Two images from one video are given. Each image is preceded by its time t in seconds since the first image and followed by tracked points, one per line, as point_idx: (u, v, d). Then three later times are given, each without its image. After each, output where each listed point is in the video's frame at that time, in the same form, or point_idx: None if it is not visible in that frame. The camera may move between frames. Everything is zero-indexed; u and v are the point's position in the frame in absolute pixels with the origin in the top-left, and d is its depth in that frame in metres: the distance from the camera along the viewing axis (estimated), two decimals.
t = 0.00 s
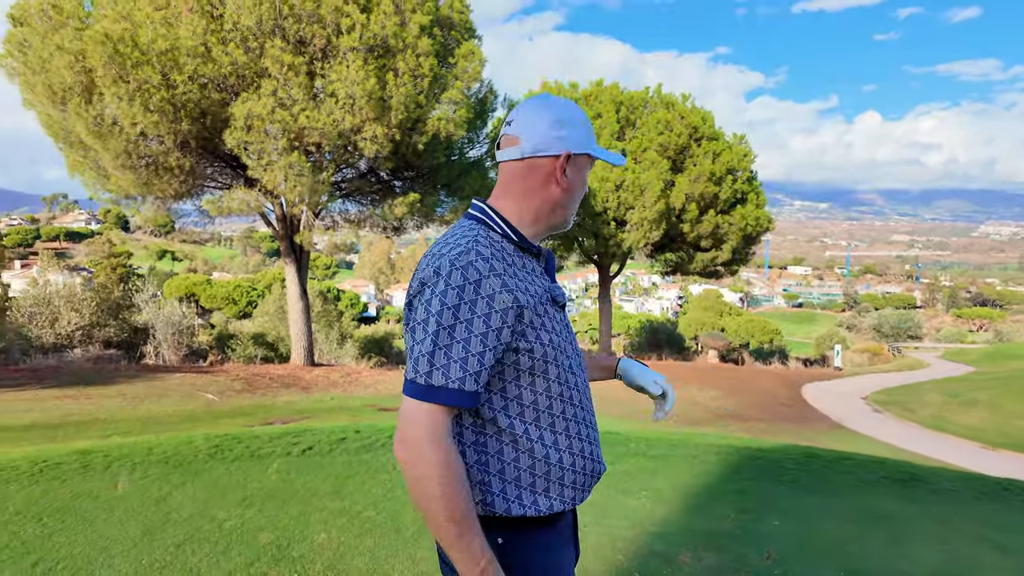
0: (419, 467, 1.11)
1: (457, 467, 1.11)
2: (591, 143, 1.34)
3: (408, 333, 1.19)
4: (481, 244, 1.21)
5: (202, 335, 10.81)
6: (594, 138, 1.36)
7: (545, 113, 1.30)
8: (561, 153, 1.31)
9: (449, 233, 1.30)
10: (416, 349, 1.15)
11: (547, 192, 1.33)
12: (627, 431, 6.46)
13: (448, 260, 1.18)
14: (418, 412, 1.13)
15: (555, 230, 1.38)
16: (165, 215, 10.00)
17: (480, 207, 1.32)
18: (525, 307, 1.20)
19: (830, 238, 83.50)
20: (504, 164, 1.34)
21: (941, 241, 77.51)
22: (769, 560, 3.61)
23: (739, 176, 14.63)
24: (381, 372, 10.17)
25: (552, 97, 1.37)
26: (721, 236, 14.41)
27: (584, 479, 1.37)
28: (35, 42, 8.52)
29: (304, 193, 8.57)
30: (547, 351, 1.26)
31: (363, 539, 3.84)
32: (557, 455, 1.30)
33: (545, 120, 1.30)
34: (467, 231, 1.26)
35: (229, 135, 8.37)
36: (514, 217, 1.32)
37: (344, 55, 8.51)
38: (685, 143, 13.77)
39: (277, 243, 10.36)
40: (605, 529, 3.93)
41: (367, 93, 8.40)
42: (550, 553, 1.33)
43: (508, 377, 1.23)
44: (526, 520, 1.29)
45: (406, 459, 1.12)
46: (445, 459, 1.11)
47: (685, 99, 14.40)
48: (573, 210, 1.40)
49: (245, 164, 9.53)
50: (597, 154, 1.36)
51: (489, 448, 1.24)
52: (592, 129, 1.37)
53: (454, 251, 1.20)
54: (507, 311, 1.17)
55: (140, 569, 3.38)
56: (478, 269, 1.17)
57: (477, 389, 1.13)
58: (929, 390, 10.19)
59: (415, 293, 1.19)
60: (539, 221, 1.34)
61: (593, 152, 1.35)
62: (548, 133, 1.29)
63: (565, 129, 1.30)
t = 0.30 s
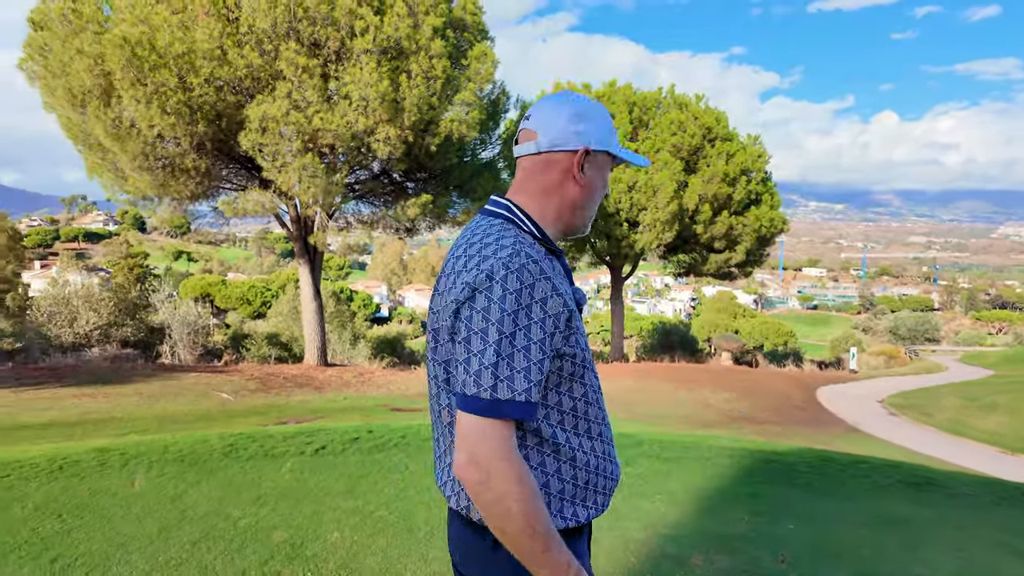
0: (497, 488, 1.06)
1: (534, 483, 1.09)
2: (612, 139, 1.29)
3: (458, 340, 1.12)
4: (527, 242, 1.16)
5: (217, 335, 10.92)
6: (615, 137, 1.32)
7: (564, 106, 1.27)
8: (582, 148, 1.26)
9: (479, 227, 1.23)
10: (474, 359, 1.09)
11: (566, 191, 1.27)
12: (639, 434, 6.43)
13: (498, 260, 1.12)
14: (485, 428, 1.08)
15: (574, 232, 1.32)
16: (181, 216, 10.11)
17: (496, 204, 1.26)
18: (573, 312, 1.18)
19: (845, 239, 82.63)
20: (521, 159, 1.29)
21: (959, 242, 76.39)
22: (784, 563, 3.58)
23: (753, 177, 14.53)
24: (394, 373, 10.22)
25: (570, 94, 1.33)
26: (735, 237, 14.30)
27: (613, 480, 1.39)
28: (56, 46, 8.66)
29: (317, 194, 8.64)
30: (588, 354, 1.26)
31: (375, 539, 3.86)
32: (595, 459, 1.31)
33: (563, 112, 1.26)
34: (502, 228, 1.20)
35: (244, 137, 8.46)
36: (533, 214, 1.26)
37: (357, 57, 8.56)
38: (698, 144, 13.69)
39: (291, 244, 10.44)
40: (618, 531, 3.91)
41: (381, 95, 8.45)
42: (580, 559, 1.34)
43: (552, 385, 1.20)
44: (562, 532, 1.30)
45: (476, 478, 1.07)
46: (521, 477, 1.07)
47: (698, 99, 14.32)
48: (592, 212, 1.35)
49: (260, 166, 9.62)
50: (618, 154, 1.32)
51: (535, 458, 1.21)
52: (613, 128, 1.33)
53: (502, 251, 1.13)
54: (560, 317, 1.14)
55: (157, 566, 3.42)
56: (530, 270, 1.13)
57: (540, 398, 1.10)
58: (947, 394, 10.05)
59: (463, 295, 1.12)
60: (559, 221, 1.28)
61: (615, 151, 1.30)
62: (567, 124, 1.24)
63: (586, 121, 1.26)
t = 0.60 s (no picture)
0: (560, 538, 0.99)
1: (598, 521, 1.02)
2: (644, 133, 1.19)
3: (489, 376, 1.01)
4: (550, 253, 1.08)
5: (227, 335, 10.99)
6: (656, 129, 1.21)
7: (591, 92, 1.19)
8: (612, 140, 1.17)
9: (487, 239, 1.12)
10: (515, 399, 1.00)
11: (589, 187, 1.19)
12: (647, 435, 6.40)
13: (527, 281, 1.02)
14: (533, 474, 0.99)
15: (598, 234, 1.23)
16: (191, 217, 10.17)
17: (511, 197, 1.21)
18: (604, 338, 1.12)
19: (856, 240, 82.04)
20: (542, 149, 1.23)
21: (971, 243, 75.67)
22: (794, 567, 3.56)
23: (762, 177, 14.45)
24: (401, 373, 10.23)
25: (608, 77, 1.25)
26: (744, 238, 14.23)
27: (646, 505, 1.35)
28: (69, 48, 8.74)
29: (326, 195, 8.68)
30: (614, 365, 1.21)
31: (384, 539, 3.86)
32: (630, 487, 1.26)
33: (590, 99, 1.18)
34: (518, 237, 1.10)
35: (254, 138, 8.51)
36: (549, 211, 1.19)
37: (366, 58, 8.59)
38: (707, 144, 13.64)
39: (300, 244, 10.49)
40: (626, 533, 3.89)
41: (389, 96, 8.48)
42: None
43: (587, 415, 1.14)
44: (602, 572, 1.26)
45: (534, 530, 0.99)
46: (581, 519, 1.00)
47: (707, 100, 14.26)
48: (624, 214, 1.25)
49: (269, 167, 9.68)
50: (657, 148, 1.21)
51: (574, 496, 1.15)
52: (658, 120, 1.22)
53: (526, 269, 1.03)
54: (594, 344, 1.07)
55: (166, 564, 3.43)
56: (561, 288, 1.05)
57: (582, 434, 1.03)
58: (960, 396, 9.94)
59: (491, 326, 1.01)
60: (580, 221, 1.20)
61: (653, 143, 1.20)
62: (591, 114, 1.16)
63: (614, 110, 1.17)
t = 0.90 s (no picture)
0: None
1: None
2: (706, 119, 0.99)
3: (488, 424, 0.81)
4: (572, 271, 0.87)
5: (231, 336, 11.01)
6: (724, 117, 1.02)
7: (648, 64, 0.99)
8: (671, 129, 0.98)
9: (496, 247, 0.92)
10: (520, 455, 0.79)
11: (636, 184, 1.00)
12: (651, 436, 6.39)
13: (543, 308, 0.82)
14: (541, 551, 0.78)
15: (641, 240, 1.05)
16: (196, 218, 10.20)
17: (539, 188, 1.02)
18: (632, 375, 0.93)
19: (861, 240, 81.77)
20: (582, 130, 1.04)
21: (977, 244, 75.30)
22: (798, 568, 3.55)
23: (766, 178, 14.42)
24: (405, 373, 10.25)
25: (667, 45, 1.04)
26: (747, 238, 14.21)
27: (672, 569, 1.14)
28: (75, 50, 8.79)
29: (330, 195, 8.72)
30: (646, 409, 1.01)
31: (386, 538, 3.87)
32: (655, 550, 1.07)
33: (646, 73, 0.98)
34: (534, 241, 0.91)
35: (258, 139, 8.53)
36: (584, 210, 1.01)
37: (370, 59, 8.60)
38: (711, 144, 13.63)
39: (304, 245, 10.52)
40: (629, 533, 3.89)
41: (393, 97, 8.50)
42: None
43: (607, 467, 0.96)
44: None
45: None
46: None
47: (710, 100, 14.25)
48: (676, 218, 1.06)
49: (273, 168, 9.71)
50: (724, 140, 1.01)
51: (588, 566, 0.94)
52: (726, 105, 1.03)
53: (540, 284, 0.84)
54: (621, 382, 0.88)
55: (170, 562, 3.43)
56: (583, 317, 0.84)
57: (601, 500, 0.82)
58: (966, 397, 9.89)
59: (494, 361, 0.81)
60: (621, 223, 1.02)
61: (719, 135, 1.01)
62: (646, 91, 0.96)
63: (673, 90, 0.97)
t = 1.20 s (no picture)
0: None
1: None
2: (752, 109, 1.00)
3: (537, 441, 0.80)
4: (624, 275, 0.85)
5: (229, 336, 11.01)
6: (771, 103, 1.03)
7: (693, 51, 0.98)
8: (722, 117, 0.98)
9: (540, 248, 0.90)
10: (574, 476, 0.78)
11: (685, 177, 1.00)
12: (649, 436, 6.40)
13: (595, 316, 0.80)
14: None
15: (686, 234, 1.05)
16: (194, 219, 10.20)
17: (577, 183, 1.01)
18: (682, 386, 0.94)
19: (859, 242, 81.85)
20: (625, 122, 1.02)
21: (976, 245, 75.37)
22: (790, 563, 3.58)
23: (764, 179, 14.45)
24: (403, 374, 10.24)
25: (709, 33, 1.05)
26: (745, 239, 14.25)
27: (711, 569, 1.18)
28: (75, 51, 8.79)
29: (329, 196, 8.74)
30: (699, 423, 1.04)
31: (384, 534, 3.87)
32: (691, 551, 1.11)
33: (692, 59, 0.98)
34: (583, 239, 0.89)
35: (257, 140, 8.54)
36: (628, 205, 1.00)
37: (368, 60, 8.61)
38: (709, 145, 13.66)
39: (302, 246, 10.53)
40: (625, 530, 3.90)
41: (391, 98, 8.52)
42: None
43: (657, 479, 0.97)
44: None
45: None
46: None
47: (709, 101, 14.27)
48: (721, 209, 1.07)
49: (272, 169, 9.73)
50: (771, 126, 1.03)
51: None
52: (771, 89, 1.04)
53: (593, 293, 0.82)
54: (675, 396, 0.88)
55: (170, 558, 3.45)
56: (639, 326, 0.83)
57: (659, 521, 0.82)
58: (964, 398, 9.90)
59: (543, 372, 0.79)
60: (668, 218, 1.02)
61: (768, 121, 1.02)
62: (694, 79, 0.96)
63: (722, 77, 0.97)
